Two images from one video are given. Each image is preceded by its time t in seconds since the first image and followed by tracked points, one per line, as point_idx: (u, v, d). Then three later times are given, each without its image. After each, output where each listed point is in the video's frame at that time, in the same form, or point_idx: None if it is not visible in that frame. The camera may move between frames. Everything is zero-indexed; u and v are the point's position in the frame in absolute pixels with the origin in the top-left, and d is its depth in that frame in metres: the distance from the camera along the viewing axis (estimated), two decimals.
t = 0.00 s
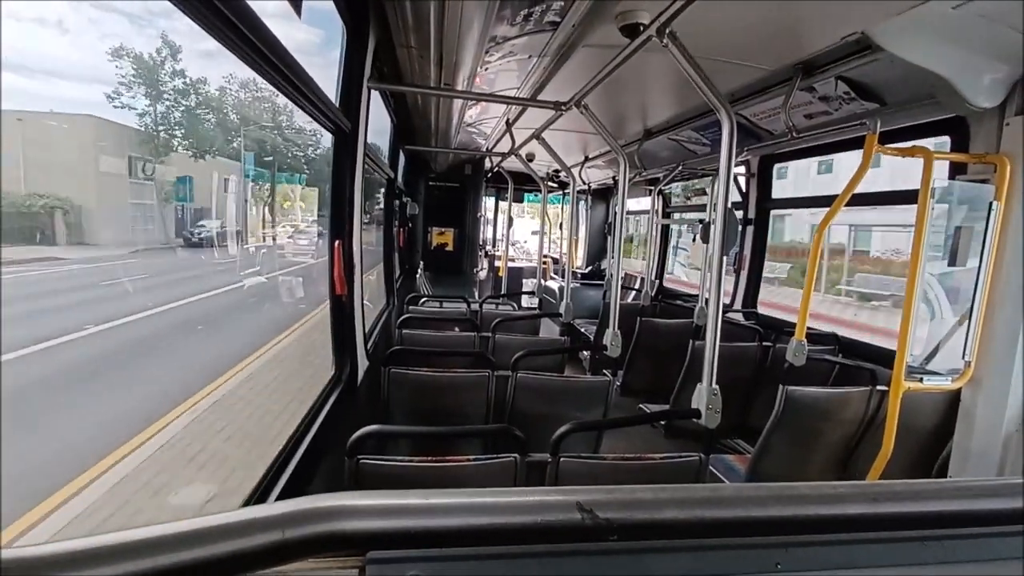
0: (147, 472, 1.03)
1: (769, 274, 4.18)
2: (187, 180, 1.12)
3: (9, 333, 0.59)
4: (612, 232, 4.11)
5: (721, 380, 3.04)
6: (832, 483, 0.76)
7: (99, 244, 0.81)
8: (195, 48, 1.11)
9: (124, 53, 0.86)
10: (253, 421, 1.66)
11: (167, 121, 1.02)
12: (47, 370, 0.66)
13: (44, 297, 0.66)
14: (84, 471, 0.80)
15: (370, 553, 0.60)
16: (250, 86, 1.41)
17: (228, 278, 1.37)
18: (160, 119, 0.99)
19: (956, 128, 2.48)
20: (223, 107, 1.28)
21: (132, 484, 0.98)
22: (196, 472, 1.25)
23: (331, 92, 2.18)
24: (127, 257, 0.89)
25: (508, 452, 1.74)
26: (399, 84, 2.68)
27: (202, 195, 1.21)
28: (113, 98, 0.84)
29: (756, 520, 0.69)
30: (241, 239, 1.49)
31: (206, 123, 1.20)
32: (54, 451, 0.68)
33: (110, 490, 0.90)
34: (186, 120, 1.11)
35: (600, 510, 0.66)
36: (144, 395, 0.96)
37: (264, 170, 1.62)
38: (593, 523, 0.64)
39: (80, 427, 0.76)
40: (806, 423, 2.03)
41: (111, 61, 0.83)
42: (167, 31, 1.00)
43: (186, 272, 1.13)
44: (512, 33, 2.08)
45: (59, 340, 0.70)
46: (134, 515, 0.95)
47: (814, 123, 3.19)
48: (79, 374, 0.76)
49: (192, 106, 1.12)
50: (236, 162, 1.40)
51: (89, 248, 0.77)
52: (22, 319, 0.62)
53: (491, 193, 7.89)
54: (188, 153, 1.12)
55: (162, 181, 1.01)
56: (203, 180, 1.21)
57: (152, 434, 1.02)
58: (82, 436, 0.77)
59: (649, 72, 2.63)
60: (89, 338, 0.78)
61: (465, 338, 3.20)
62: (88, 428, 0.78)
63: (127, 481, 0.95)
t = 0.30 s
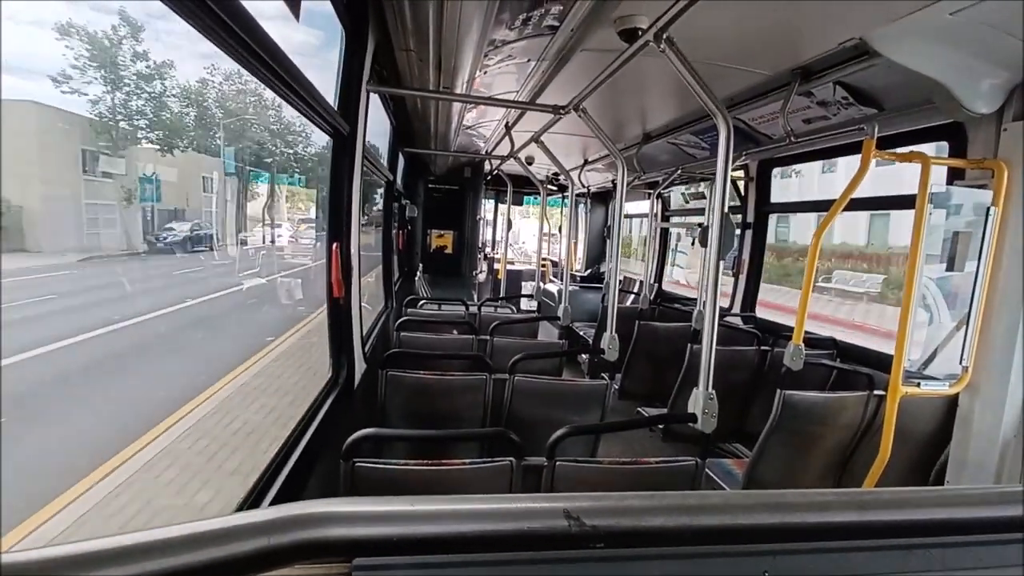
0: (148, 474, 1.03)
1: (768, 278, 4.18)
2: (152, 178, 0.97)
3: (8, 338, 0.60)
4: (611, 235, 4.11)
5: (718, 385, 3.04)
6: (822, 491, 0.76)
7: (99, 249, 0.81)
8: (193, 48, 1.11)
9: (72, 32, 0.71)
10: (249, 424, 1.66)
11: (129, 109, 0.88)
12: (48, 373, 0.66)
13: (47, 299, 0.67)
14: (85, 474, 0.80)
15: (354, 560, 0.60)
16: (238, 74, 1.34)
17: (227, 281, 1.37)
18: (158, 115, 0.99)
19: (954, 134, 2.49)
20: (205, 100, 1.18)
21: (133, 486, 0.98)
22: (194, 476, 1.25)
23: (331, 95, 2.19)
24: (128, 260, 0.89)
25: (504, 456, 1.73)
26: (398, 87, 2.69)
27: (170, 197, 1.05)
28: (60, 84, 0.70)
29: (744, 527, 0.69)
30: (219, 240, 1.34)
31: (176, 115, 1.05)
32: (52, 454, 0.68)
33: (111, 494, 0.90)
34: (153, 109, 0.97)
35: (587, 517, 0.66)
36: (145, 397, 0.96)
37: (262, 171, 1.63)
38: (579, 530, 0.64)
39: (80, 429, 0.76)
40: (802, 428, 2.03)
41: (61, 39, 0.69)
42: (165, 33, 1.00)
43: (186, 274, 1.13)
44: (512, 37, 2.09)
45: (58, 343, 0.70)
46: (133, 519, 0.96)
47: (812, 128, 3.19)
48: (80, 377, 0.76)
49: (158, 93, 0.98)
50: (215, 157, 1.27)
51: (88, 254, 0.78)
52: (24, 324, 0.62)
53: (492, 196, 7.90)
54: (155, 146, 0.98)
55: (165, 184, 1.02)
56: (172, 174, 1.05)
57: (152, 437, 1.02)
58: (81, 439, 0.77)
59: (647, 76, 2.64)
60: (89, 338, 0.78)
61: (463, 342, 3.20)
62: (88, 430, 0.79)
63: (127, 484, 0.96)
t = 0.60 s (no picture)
0: (149, 477, 1.03)
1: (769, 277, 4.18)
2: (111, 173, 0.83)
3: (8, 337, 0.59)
4: (611, 235, 4.11)
5: (720, 383, 3.04)
6: (827, 488, 0.75)
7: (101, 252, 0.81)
8: (191, 50, 1.10)
9: None
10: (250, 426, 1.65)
11: (77, 93, 0.74)
12: (48, 373, 0.66)
13: (47, 301, 0.67)
14: (85, 476, 0.79)
15: (355, 560, 0.59)
16: (221, 64, 1.25)
17: (227, 282, 1.37)
18: (152, 117, 0.97)
19: (954, 130, 2.48)
20: (182, 91, 1.08)
21: (133, 489, 0.97)
22: (195, 477, 1.25)
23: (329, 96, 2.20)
24: (128, 261, 0.89)
25: (506, 456, 1.72)
26: (397, 88, 2.69)
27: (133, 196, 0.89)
28: None
29: (749, 525, 0.68)
30: (197, 244, 1.19)
31: (136, 103, 0.91)
32: (52, 454, 0.68)
33: (111, 496, 0.89)
34: (106, 94, 0.82)
35: (590, 515, 0.65)
36: (145, 398, 0.96)
37: (262, 173, 1.62)
38: (582, 529, 0.63)
39: (79, 431, 0.75)
40: (804, 426, 2.03)
41: None
42: (162, 34, 0.99)
43: (186, 275, 1.13)
44: (510, 36, 2.09)
45: (57, 343, 0.69)
46: (134, 521, 0.95)
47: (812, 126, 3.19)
48: (78, 378, 0.75)
49: (112, 76, 0.83)
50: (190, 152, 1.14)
51: (91, 260, 0.78)
52: (25, 325, 0.62)
53: (491, 197, 7.90)
54: (115, 139, 0.84)
55: (161, 186, 1.02)
56: (133, 168, 0.90)
57: (152, 439, 1.02)
58: (81, 440, 0.76)
59: (646, 75, 2.63)
60: (88, 339, 0.77)
61: (463, 342, 3.19)
62: (87, 431, 0.78)
63: (127, 485, 0.95)
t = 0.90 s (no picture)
0: (150, 481, 1.03)
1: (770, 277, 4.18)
2: (54, 164, 0.68)
3: (14, 341, 0.60)
4: (612, 235, 4.11)
5: (722, 383, 3.04)
6: (833, 490, 0.76)
7: (101, 258, 0.81)
8: (189, 52, 1.10)
9: None
10: (253, 430, 1.65)
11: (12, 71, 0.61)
12: (48, 375, 0.66)
13: (50, 302, 0.67)
14: (85, 478, 0.79)
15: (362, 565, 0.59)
16: (202, 55, 1.15)
17: (228, 285, 1.37)
18: (147, 119, 0.95)
19: (956, 129, 2.48)
20: (157, 82, 0.98)
21: (134, 492, 0.97)
22: (197, 481, 1.25)
23: (330, 99, 2.21)
24: (128, 264, 0.89)
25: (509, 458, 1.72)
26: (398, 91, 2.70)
27: (79, 194, 0.74)
28: None
29: (756, 528, 0.69)
30: (167, 247, 1.05)
31: (81, 83, 0.76)
32: (53, 461, 0.68)
33: (111, 499, 0.89)
34: (45, 71, 0.68)
35: (598, 520, 0.65)
36: (146, 401, 0.96)
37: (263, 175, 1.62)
38: (590, 533, 0.64)
39: (79, 434, 0.75)
40: (807, 426, 2.03)
41: None
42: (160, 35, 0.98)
43: (187, 278, 1.13)
44: (511, 38, 2.09)
45: (59, 344, 0.69)
46: (135, 525, 0.95)
47: (813, 126, 3.19)
48: (79, 381, 0.75)
49: (54, 55, 0.69)
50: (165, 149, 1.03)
51: (93, 268, 0.79)
52: (31, 325, 0.63)
53: (492, 198, 7.92)
54: (59, 126, 0.70)
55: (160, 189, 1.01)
56: (80, 159, 0.74)
57: (152, 442, 1.01)
58: (81, 443, 0.76)
59: (646, 76, 2.63)
60: (89, 341, 0.77)
61: (466, 343, 3.20)
62: (88, 434, 0.78)
63: (128, 488, 0.95)
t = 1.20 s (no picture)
0: (149, 480, 1.03)
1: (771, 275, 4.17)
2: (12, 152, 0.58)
3: (16, 340, 0.60)
4: (613, 233, 4.10)
5: (722, 382, 3.04)
6: (837, 489, 0.75)
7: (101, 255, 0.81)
8: (191, 53, 1.10)
9: None
10: (253, 428, 1.65)
11: None
12: (48, 372, 0.66)
13: (56, 298, 0.68)
14: (84, 477, 0.79)
15: (362, 565, 0.59)
16: (179, 37, 1.05)
17: (228, 284, 1.36)
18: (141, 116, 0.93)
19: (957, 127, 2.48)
20: (126, 66, 0.87)
21: (133, 491, 0.97)
22: (196, 480, 1.25)
23: (330, 97, 2.20)
24: (127, 262, 0.89)
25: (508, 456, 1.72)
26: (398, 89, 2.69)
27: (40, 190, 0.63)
28: None
29: (759, 528, 0.68)
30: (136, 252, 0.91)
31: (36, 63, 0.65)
32: (53, 458, 0.68)
33: (111, 497, 0.89)
34: None
35: (601, 519, 0.65)
36: (146, 399, 0.96)
37: (263, 173, 1.61)
38: (592, 533, 0.63)
39: (78, 433, 0.75)
40: (807, 425, 2.03)
41: None
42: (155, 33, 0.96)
43: (186, 277, 1.12)
44: (511, 36, 2.09)
45: (61, 339, 0.69)
46: (133, 523, 0.95)
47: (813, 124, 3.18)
48: (79, 378, 0.75)
49: None
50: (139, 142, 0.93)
51: (95, 265, 0.79)
52: (37, 324, 0.63)
53: (492, 197, 7.92)
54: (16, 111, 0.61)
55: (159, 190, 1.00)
56: (30, 146, 0.62)
57: (149, 442, 1.01)
58: (81, 442, 0.76)
59: (647, 74, 2.63)
60: (90, 340, 0.77)
61: (466, 342, 3.19)
62: (87, 433, 0.77)
63: (127, 487, 0.95)
